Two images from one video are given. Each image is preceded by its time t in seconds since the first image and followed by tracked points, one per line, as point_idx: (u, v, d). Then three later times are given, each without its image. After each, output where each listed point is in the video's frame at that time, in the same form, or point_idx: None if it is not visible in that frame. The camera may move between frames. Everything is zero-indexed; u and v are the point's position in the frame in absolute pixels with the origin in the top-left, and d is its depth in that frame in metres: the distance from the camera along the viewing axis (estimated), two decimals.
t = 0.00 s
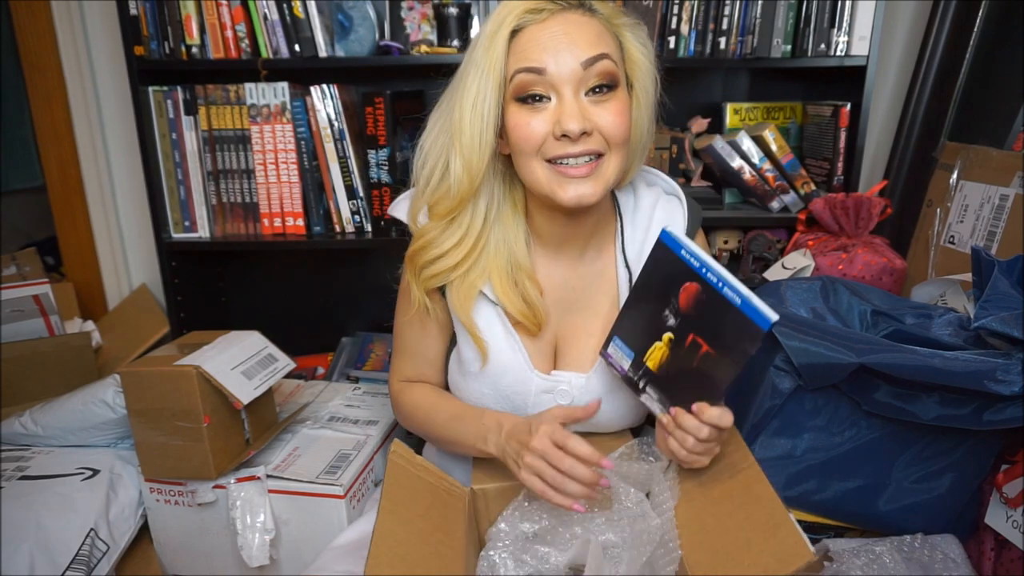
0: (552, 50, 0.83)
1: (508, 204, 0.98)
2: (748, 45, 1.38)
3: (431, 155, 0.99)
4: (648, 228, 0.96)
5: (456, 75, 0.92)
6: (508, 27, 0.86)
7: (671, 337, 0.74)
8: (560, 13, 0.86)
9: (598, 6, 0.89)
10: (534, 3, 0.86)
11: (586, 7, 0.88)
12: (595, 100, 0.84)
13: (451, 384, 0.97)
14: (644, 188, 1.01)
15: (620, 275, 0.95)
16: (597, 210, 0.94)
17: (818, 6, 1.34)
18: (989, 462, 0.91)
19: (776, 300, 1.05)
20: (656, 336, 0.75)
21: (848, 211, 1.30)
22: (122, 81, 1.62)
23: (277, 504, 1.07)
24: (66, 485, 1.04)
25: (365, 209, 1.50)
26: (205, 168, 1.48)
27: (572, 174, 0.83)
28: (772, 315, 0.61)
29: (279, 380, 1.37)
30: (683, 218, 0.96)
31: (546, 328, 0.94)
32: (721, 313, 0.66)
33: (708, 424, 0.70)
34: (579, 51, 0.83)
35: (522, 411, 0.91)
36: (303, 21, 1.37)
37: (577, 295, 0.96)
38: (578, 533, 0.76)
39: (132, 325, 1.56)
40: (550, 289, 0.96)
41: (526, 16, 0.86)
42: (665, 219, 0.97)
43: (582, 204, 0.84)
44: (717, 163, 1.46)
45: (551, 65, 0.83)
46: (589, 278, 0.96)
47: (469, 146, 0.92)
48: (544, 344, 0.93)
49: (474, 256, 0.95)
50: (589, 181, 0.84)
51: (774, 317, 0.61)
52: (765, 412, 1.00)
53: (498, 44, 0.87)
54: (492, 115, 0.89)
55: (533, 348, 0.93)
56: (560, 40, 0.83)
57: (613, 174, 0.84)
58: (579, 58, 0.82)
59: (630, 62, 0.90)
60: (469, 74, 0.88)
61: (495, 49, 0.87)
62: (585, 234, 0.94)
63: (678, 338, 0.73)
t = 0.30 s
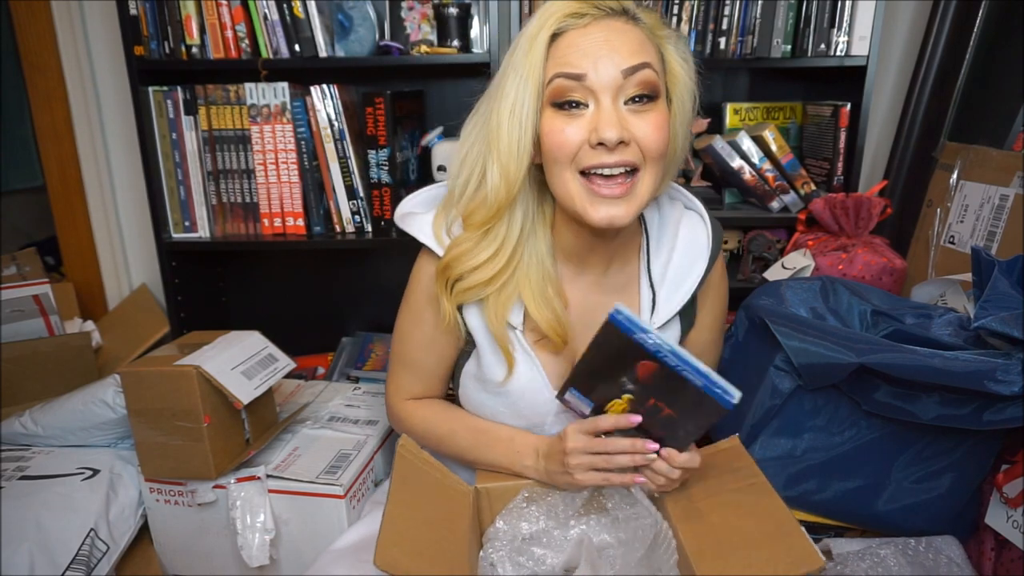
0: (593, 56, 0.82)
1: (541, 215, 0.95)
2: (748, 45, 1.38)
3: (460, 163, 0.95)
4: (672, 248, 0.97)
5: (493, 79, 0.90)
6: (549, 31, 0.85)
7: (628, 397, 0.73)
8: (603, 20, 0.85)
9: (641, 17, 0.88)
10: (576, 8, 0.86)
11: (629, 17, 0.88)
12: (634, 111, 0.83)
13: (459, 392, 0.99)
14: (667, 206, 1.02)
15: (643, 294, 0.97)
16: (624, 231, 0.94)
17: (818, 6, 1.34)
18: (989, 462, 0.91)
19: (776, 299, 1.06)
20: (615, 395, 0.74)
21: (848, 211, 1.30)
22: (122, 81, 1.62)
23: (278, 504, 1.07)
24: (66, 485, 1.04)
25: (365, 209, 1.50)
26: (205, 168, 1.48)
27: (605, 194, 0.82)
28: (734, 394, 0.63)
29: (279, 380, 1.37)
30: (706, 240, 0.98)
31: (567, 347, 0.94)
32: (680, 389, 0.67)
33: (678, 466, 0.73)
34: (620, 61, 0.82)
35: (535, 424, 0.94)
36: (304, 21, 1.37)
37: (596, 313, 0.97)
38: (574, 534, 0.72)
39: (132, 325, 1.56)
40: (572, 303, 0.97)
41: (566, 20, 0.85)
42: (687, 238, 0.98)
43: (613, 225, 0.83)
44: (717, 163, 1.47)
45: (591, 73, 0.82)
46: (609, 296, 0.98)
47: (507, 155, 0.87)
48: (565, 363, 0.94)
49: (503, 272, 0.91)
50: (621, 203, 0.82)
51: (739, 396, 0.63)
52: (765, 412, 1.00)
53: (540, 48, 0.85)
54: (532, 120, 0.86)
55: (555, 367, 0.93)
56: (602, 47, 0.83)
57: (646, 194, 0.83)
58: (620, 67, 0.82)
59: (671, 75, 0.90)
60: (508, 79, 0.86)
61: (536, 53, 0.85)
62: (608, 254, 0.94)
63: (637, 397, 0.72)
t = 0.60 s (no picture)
0: (618, 62, 0.83)
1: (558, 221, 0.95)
2: (748, 45, 1.38)
3: (482, 161, 0.95)
4: (680, 263, 0.97)
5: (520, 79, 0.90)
6: (581, 33, 0.85)
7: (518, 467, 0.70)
8: (632, 27, 0.86)
9: (671, 28, 0.89)
10: (606, 12, 0.86)
11: (661, 27, 0.88)
12: (654, 119, 0.83)
13: (459, 389, 0.99)
14: (680, 219, 1.02)
15: (647, 307, 0.96)
16: (635, 239, 0.93)
17: (818, 6, 1.34)
18: (989, 461, 0.91)
19: (776, 300, 1.06)
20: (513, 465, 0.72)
21: (848, 211, 1.30)
22: (122, 81, 1.62)
23: (278, 504, 1.07)
24: (66, 485, 1.04)
25: (365, 209, 1.50)
26: (205, 168, 1.48)
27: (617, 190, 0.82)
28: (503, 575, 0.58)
29: (279, 380, 1.37)
30: (717, 252, 0.98)
31: (571, 353, 0.94)
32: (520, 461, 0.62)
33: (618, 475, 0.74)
34: (646, 69, 0.82)
35: (537, 430, 0.94)
36: (304, 21, 1.37)
37: (602, 323, 0.96)
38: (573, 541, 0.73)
39: (132, 325, 1.56)
40: (579, 310, 0.96)
41: (599, 24, 0.86)
42: (696, 250, 0.98)
43: (622, 225, 0.82)
44: (716, 163, 1.47)
45: (617, 78, 0.82)
46: (616, 304, 0.97)
47: (529, 152, 0.87)
48: (568, 369, 0.94)
49: (517, 270, 0.91)
50: (633, 202, 0.82)
51: None
52: (765, 412, 1.00)
53: (570, 50, 0.85)
54: (556, 120, 0.86)
55: (559, 373, 0.93)
56: (628, 54, 0.83)
57: (660, 199, 0.83)
58: (646, 75, 0.82)
59: (698, 88, 0.90)
60: (534, 78, 0.86)
61: (566, 53, 0.85)
62: (615, 264, 0.94)
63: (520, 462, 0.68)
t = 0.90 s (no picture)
0: (621, 68, 0.83)
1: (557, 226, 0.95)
2: (748, 45, 1.38)
3: (484, 161, 0.96)
4: (676, 269, 0.97)
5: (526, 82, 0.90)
6: (587, 39, 0.86)
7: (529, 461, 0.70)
8: (639, 36, 0.86)
9: (678, 41, 0.89)
10: (614, 20, 0.86)
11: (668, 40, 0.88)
12: (653, 128, 0.83)
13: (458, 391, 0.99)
14: (678, 225, 1.02)
15: (643, 312, 0.95)
16: (632, 246, 0.93)
17: (818, 6, 1.34)
18: (989, 462, 0.91)
19: (776, 300, 1.06)
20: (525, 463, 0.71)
21: (848, 211, 1.30)
22: (122, 81, 1.62)
23: (277, 504, 1.07)
24: (66, 485, 1.04)
25: (365, 209, 1.50)
26: (205, 168, 1.48)
27: (609, 195, 0.81)
28: (509, 558, 0.58)
29: (279, 380, 1.37)
30: (715, 259, 0.98)
31: (568, 356, 0.94)
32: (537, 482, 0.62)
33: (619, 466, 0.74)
34: (648, 77, 0.82)
35: (535, 432, 0.93)
36: (304, 21, 1.37)
37: (598, 327, 0.96)
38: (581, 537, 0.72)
39: (132, 325, 1.56)
40: (575, 314, 0.96)
41: (607, 32, 0.86)
42: (693, 257, 0.98)
43: (613, 229, 0.82)
44: (717, 163, 1.47)
45: (619, 84, 0.82)
46: (610, 311, 0.97)
47: (531, 152, 0.87)
48: (564, 371, 0.94)
49: (514, 274, 0.91)
50: (625, 210, 0.81)
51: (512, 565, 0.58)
52: (765, 412, 1.00)
53: (576, 55, 0.86)
54: (557, 123, 0.86)
55: (555, 376, 0.93)
56: (632, 61, 0.83)
57: (653, 207, 0.82)
58: (648, 83, 0.82)
59: (702, 101, 0.90)
60: (539, 80, 0.86)
61: (572, 58, 0.85)
62: (612, 270, 0.94)
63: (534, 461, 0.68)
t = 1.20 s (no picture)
0: (624, 75, 0.83)
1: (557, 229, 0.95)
2: (748, 45, 1.38)
3: (488, 163, 0.96)
4: (677, 272, 0.97)
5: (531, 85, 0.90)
6: (592, 45, 0.86)
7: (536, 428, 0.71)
8: (644, 43, 0.86)
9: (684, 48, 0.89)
10: (619, 26, 0.86)
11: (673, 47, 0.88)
12: (653, 134, 0.83)
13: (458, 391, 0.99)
14: (679, 228, 1.02)
15: (644, 315, 0.95)
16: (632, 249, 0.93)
17: (818, 6, 1.34)
18: (989, 462, 0.91)
19: (776, 300, 1.06)
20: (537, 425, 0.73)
21: (848, 211, 1.30)
22: (122, 81, 1.62)
23: (277, 504, 1.07)
24: (66, 485, 1.04)
25: (365, 209, 1.50)
26: (205, 168, 1.48)
27: (608, 202, 0.81)
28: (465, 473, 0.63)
29: (279, 379, 1.37)
30: (715, 262, 0.97)
31: (567, 357, 0.94)
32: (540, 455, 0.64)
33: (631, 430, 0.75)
34: (650, 83, 0.82)
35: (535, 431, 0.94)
36: (304, 21, 1.37)
37: (597, 328, 0.96)
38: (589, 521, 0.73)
39: (132, 325, 1.56)
40: (574, 316, 0.96)
41: (612, 38, 0.86)
42: (694, 259, 0.98)
43: (611, 236, 0.82)
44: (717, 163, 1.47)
45: (622, 91, 0.82)
46: (610, 314, 0.97)
47: (533, 156, 0.87)
48: (564, 373, 0.94)
49: (514, 276, 0.91)
50: (624, 217, 0.81)
51: (465, 480, 0.62)
52: (765, 412, 1.00)
53: (580, 60, 0.86)
54: (560, 128, 0.86)
55: (555, 377, 0.93)
56: (635, 68, 0.83)
57: (653, 214, 0.82)
58: (649, 90, 0.82)
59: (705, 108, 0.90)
60: (544, 84, 0.87)
61: (576, 63, 0.85)
62: (612, 272, 0.94)
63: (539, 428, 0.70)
